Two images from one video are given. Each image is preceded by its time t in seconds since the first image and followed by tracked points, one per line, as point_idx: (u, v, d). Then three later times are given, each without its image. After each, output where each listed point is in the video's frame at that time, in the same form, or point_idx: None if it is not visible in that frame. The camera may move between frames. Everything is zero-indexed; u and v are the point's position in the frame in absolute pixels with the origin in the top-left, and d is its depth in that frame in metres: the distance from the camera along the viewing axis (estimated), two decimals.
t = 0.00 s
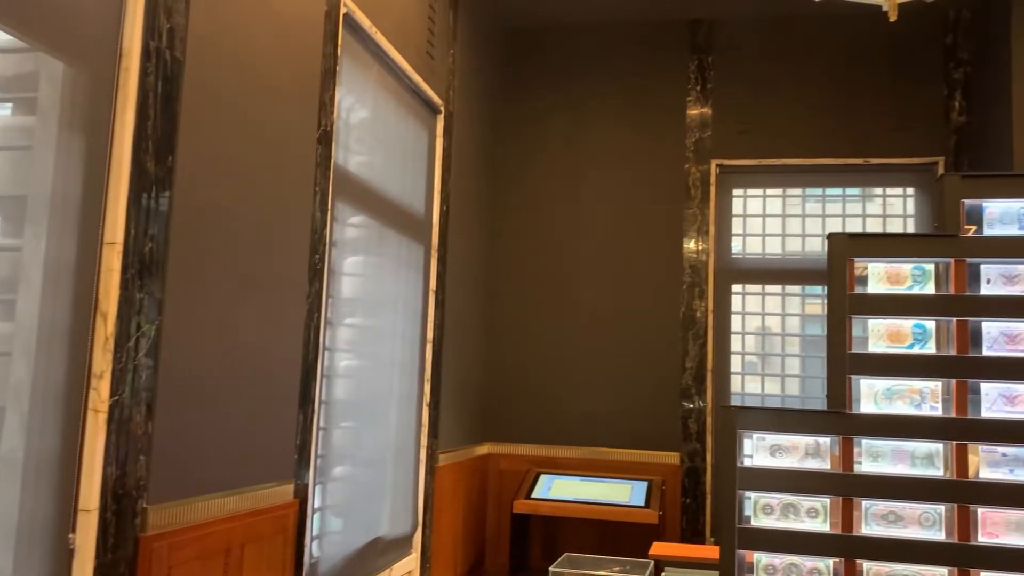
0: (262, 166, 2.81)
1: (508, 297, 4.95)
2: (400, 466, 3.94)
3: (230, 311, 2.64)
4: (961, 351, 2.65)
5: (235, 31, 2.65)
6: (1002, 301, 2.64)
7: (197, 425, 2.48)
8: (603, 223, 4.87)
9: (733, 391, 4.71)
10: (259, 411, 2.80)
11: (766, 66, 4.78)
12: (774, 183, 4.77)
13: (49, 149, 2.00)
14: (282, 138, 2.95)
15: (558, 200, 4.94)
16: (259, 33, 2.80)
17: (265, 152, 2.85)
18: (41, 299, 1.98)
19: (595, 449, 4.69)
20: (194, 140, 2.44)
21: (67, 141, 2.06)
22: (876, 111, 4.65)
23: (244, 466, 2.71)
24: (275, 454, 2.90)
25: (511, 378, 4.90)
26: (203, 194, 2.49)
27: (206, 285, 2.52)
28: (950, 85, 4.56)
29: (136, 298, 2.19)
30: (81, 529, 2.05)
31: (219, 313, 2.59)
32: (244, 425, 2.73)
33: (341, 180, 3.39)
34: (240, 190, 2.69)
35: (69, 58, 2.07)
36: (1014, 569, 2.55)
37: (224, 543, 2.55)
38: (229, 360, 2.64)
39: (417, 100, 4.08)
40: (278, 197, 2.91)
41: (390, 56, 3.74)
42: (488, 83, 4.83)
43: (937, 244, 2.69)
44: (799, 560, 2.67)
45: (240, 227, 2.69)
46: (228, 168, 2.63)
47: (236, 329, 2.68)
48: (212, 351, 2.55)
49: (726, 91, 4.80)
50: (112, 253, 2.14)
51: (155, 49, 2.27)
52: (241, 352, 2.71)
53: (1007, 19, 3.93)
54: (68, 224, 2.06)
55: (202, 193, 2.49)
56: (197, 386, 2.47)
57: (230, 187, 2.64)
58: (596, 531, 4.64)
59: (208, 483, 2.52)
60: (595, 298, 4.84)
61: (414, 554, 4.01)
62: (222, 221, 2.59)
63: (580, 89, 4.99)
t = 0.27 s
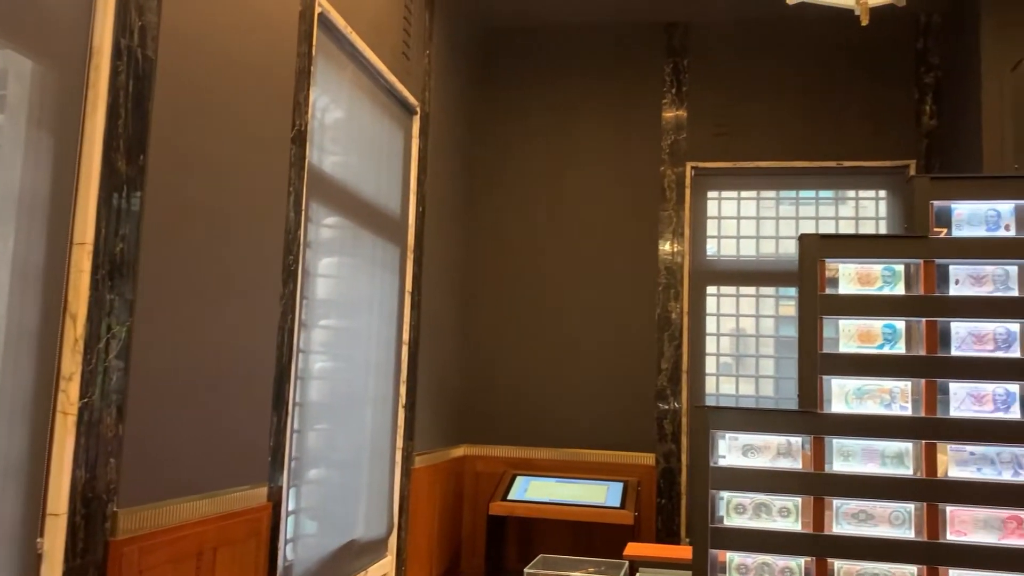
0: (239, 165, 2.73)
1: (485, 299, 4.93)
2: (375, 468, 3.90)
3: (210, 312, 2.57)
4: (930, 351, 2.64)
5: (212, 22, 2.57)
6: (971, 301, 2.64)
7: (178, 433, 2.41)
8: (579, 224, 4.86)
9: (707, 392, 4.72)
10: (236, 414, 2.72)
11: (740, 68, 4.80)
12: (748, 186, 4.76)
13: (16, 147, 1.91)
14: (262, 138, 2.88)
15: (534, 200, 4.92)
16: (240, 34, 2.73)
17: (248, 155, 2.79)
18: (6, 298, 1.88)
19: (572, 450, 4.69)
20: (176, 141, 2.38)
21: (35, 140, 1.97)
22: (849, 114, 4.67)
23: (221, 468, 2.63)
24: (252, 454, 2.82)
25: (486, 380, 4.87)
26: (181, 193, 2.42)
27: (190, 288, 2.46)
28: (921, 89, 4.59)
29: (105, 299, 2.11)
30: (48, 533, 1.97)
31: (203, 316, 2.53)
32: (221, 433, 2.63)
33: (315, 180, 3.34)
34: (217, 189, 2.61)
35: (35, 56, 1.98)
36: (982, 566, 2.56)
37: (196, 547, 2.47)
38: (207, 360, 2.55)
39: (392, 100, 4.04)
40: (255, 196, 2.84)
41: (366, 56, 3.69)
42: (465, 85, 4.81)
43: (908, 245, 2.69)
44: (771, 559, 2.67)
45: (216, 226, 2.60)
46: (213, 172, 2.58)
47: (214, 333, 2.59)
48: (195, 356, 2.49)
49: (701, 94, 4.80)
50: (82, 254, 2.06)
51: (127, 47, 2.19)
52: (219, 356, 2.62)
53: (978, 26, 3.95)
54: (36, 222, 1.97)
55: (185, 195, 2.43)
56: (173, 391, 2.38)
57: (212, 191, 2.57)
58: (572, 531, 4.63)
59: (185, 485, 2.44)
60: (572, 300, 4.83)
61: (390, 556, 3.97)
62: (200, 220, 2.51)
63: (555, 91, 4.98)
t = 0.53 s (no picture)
0: (213, 162, 2.68)
1: (463, 299, 4.86)
2: (353, 469, 3.86)
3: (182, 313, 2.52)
4: (904, 350, 2.66)
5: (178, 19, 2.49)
6: (944, 301, 2.66)
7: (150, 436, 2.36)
8: (559, 223, 4.81)
9: (685, 392, 4.70)
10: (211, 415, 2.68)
11: (719, 71, 4.78)
12: (726, 187, 4.77)
13: None
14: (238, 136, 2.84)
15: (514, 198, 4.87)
16: (215, 31, 2.69)
17: (224, 154, 2.75)
18: None
19: (551, 450, 4.65)
20: (152, 139, 2.35)
21: (7, 137, 1.93)
22: (827, 116, 4.67)
23: (194, 469, 2.58)
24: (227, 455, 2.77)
25: (463, 381, 4.81)
26: (154, 190, 2.37)
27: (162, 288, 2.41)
28: (897, 92, 4.60)
29: (80, 298, 2.08)
30: (21, 537, 1.93)
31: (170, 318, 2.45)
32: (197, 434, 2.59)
33: (293, 179, 3.32)
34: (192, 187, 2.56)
35: (8, 50, 1.94)
36: (955, 564, 2.57)
37: (170, 549, 2.43)
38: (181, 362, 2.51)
39: (371, 99, 4.01)
40: (229, 194, 2.79)
41: (344, 56, 3.67)
42: (446, 84, 4.76)
43: (882, 245, 2.71)
44: (747, 558, 2.68)
45: (191, 224, 2.56)
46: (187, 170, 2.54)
47: (190, 333, 2.56)
48: (166, 359, 2.44)
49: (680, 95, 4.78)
50: (55, 253, 2.03)
51: (101, 44, 2.15)
52: (193, 358, 2.58)
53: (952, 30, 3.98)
54: (8, 221, 1.93)
55: (160, 193, 2.39)
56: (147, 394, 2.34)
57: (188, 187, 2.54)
58: (551, 532, 4.60)
59: (159, 486, 2.40)
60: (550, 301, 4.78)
61: (367, 558, 3.93)
62: (174, 218, 2.47)
63: (534, 89, 4.93)
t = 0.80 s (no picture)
0: (188, 161, 2.64)
1: (443, 300, 4.82)
2: (331, 470, 3.84)
3: (156, 313, 2.48)
4: (878, 352, 2.68)
5: (152, 17, 2.44)
6: (918, 303, 2.68)
7: (124, 438, 2.33)
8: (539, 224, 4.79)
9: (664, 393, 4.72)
10: (187, 417, 2.65)
11: (698, 73, 4.79)
12: (706, 189, 4.78)
13: None
14: (214, 135, 2.80)
15: (494, 199, 4.84)
16: (192, 29, 2.66)
17: (200, 153, 2.72)
18: None
19: (530, 452, 4.62)
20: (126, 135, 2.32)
21: None
22: (806, 118, 4.69)
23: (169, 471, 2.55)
24: (202, 457, 2.74)
25: (442, 382, 4.77)
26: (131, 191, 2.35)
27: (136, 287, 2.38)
28: (874, 95, 4.63)
29: (53, 299, 2.04)
30: None
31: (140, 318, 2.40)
32: (174, 435, 2.57)
33: (271, 179, 3.29)
34: (166, 186, 2.53)
35: None
36: (929, 563, 2.59)
37: (144, 552, 2.39)
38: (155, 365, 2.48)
39: (350, 99, 3.99)
40: (205, 193, 2.75)
41: (324, 56, 3.65)
42: (426, 84, 4.74)
43: (857, 248, 2.73)
44: (723, 558, 2.69)
45: (165, 224, 2.53)
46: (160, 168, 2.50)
47: (166, 333, 2.53)
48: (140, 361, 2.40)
49: (659, 97, 4.78)
50: (28, 253, 1.98)
51: (75, 41, 2.11)
52: (168, 360, 2.54)
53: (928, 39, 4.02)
54: None
55: (136, 191, 2.37)
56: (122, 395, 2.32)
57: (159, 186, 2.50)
58: (530, 534, 4.59)
59: (133, 488, 2.36)
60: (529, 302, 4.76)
61: (346, 560, 3.90)
62: (148, 218, 2.43)
63: (514, 90, 4.91)
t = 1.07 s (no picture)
0: (163, 161, 2.61)
1: (420, 304, 4.80)
2: (307, 474, 3.82)
3: (129, 316, 2.45)
4: (849, 357, 2.72)
5: (129, 17, 2.41)
6: (889, 309, 2.70)
7: (99, 442, 2.29)
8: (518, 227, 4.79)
9: (641, 396, 4.74)
10: (161, 421, 2.62)
11: (675, 79, 4.81)
12: (683, 194, 4.83)
13: None
14: (190, 136, 2.78)
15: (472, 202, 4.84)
16: (171, 29, 2.64)
17: (177, 154, 2.69)
18: None
19: (507, 455, 4.61)
20: (101, 136, 2.29)
21: None
22: (782, 124, 4.73)
23: (143, 474, 2.51)
24: (176, 460, 2.70)
25: (419, 386, 4.74)
26: (110, 192, 2.34)
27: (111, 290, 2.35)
28: (849, 103, 4.67)
29: (25, 301, 2.01)
30: None
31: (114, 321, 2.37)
32: (147, 440, 2.54)
33: (247, 181, 3.27)
34: (141, 187, 2.49)
35: None
36: (899, 567, 2.60)
37: (117, 557, 2.36)
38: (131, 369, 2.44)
39: (329, 102, 3.98)
40: (181, 194, 2.72)
41: (303, 58, 3.64)
42: (405, 86, 4.73)
43: (829, 255, 2.76)
44: (697, 562, 2.71)
45: (140, 225, 2.50)
46: (137, 170, 2.47)
47: (140, 335, 2.50)
48: (114, 364, 2.37)
49: (638, 102, 4.80)
50: None
51: (50, 41, 2.08)
52: (142, 362, 2.51)
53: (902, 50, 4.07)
54: None
55: (110, 192, 2.34)
56: (96, 400, 2.29)
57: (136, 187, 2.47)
58: (507, 537, 4.58)
59: (106, 492, 2.33)
60: (507, 305, 4.75)
61: (322, 564, 3.88)
62: (123, 219, 2.41)
63: (493, 93, 4.91)
